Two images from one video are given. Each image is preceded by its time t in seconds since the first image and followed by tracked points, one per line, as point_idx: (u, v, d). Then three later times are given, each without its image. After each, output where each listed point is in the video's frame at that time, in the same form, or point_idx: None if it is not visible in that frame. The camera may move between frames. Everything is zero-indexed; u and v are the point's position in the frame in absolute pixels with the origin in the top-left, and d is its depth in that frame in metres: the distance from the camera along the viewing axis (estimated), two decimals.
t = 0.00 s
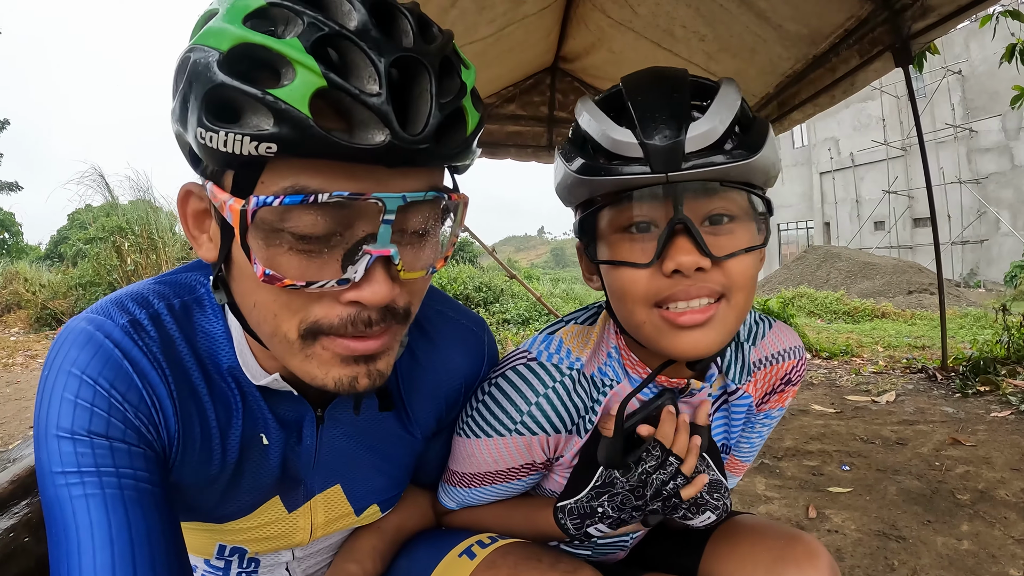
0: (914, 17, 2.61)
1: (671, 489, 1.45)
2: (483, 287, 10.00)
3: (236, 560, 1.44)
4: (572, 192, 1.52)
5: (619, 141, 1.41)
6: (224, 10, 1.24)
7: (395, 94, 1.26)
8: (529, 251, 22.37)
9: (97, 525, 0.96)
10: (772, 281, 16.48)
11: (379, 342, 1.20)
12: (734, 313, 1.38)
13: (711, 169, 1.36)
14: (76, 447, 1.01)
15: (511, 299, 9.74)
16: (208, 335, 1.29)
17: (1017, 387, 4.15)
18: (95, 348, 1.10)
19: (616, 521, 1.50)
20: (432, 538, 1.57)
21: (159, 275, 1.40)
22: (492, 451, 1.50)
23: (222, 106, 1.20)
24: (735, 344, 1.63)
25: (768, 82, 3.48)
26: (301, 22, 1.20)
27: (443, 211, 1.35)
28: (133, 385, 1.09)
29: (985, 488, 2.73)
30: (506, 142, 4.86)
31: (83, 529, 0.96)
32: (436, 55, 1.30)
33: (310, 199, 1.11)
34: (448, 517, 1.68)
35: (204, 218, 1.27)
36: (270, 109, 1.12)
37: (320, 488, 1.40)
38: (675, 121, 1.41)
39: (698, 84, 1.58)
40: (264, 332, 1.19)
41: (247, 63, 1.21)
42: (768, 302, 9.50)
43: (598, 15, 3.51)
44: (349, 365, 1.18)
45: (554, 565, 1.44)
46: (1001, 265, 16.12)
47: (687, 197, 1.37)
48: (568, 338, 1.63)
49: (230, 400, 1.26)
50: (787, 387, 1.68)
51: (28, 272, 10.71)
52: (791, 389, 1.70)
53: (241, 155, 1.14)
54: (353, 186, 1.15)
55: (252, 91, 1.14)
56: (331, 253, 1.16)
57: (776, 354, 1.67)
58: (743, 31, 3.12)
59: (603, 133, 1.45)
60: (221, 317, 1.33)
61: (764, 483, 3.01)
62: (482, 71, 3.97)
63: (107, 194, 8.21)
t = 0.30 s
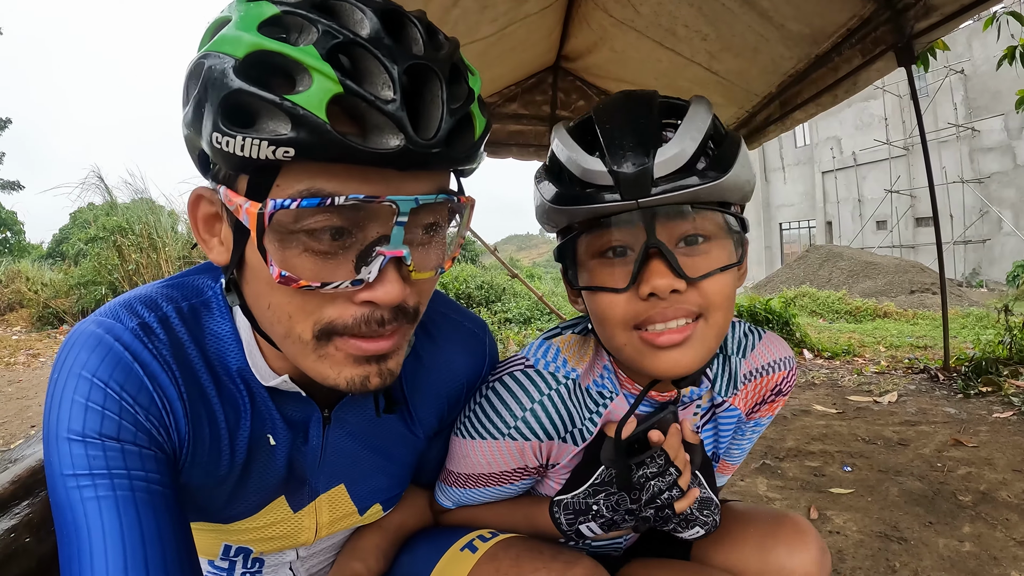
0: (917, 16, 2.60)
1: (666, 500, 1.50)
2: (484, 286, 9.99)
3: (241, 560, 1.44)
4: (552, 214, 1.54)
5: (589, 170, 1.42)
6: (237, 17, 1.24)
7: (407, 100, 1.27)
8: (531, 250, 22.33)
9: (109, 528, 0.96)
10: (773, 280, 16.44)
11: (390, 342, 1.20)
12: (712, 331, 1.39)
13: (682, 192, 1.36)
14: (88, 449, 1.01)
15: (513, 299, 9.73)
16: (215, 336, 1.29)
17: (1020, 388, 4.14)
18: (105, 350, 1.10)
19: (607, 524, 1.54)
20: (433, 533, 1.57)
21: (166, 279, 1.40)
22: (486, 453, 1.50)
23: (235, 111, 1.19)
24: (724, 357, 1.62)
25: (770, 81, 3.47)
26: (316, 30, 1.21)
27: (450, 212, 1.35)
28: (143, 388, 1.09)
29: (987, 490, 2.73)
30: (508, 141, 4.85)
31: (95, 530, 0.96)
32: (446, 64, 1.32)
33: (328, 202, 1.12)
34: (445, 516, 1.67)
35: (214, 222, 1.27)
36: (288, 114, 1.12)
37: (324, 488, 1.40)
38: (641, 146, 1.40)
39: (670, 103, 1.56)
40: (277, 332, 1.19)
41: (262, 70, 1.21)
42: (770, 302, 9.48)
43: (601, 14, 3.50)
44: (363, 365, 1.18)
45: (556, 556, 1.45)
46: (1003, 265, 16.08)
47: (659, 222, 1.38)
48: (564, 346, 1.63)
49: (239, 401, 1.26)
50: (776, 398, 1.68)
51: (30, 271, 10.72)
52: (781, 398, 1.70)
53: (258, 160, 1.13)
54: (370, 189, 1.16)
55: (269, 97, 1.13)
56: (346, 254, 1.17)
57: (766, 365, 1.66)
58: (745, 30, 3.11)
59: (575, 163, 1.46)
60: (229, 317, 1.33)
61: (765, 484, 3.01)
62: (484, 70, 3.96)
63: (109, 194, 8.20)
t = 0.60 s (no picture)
0: (921, 16, 2.57)
1: (674, 505, 1.49)
2: (486, 286, 9.96)
3: (238, 568, 1.43)
4: (573, 219, 1.51)
5: (632, 190, 1.39)
6: (228, 20, 1.22)
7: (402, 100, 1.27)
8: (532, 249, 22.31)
9: (98, 535, 0.95)
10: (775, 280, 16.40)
11: (390, 339, 1.19)
12: (723, 358, 1.41)
13: (718, 228, 1.37)
14: (77, 455, 0.99)
15: (515, 299, 9.71)
16: (209, 341, 1.28)
17: None
18: (96, 355, 1.08)
19: (614, 528, 1.51)
20: (433, 543, 1.55)
21: (161, 284, 1.39)
22: (494, 450, 1.48)
23: (230, 113, 1.16)
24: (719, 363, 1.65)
25: (773, 81, 3.44)
26: (312, 32, 1.20)
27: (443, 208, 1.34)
28: (134, 393, 1.08)
29: (992, 495, 2.72)
30: (509, 141, 4.83)
31: (83, 537, 0.94)
32: (439, 64, 1.33)
33: (330, 200, 1.10)
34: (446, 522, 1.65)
35: (206, 227, 1.25)
36: (289, 114, 1.10)
37: (322, 494, 1.39)
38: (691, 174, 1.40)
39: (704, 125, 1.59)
40: (276, 335, 1.17)
41: (256, 71, 1.19)
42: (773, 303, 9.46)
43: (602, 13, 3.48)
44: (363, 363, 1.16)
45: (557, 563, 1.44)
46: (1006, 265, 16.03)
47: (693, 249, 1.36)
48: (570, 344, 1.64)
49: (232, 406, 1.25)
50: (770, 401, 1.72)
51: (31, 271, 10.72)
52: (777, 401, 1.73)
53: (257, 161, 1.11)
54: (366, 186, 1.15)
55: (268, 97, 1.12)
56: (345, 253, 1.15)
57: (761, 370, 1.70)
58: (748, 29, 3.08)
59: (615, 179, 1.43)
60: (222, 322, 1.32)
61: (769, 488, 2.99)
62: (485, 69, 3.94)
63: (109, 194, 8.18)
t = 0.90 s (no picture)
0: (926, 18, 2.56)
1: (675, 503, 1.46)
2: (489, 287, 9.95)
3: None
4: (607, 226, 1.49)
5: (685, 203, 1.37)
6: (244, 31, 1.20)
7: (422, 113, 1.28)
8: (534, 250, 22.32)
9: (101, 551, 0.94)
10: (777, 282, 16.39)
11: (411, 347, 1.20)
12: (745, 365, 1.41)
13: (759, 243, 1.40)
14: (81, 469, 0.99)
15: (517, 300, 9.71)
16: (214, 355, 1.27)
17: None
18: (100, 369, 1.08)
19: (616, 528, 1.48)
20: (434, 552, 1.55)
21: (165, 297, 1.38)
22: (503, 456, 1.48)
23: (252, 124, 1.14)
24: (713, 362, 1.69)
25: (777, 83, 3.43)
26: (336, 44, 1.20)
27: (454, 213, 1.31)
28: (138, 407, 1.07)
29: (997, 501, 2.71)
30: (512, 143, 4.82)
31: (85, 553, 0.93)
32: (456, 77, 1.35)
33: (362, 211, 1.10)
34: (449, 532, 1.65)
35: (212, 243, 1.24)
36: (320, 124, 1.09)
37: (326, 507, 1.38)
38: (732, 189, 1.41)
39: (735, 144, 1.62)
40: (296, 349, 1.16)
41: (279, 83, 1.17)
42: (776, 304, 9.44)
43: (606, 14, 3.47)
44: (387, 372, 1.17)
45: (560, 570, 1.44)
46: (1009, 266, 15.98)
47: (732, 261, 1.38)
48: (576, 348, 1.64)
49: (236, 419, 1.24)
50: (764, 398, 1.76)
51: (34, 271, 10.74)
52: (769, 399, 1.76)
53: (286, 172, 1.09)
54: (391, 194, 1.15)
55: (298, 107, 1.10)
56: (369, 262, 1.15)
57: (754, 367, 1.74)
58: (753, 31, 3.07)
59: (667, 190, 1.41)
60: (227, 335, 1.31)
61: (773, 493, 2.98)
62: (488, 71, 3.93)
63: (111, 194, 8.18)
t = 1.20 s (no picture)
0: (927, 17, 2.56)
1: (673, 505, 1.46)
2: (489, 286, 9.94)
3: None
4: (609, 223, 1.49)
5: (699, 204, 1.37)
6: (253, 30, 1.20)
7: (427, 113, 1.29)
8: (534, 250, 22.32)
9: (103, 552, 0.94)
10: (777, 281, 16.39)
11: (412, 347, 1.20)
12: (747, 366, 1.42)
13: (769, 243, 1.41)
14: (82, 470, 0.99)
15: (518, 300, 9.71)
16: (216, 357, 1.27)
17: None
18: (101, 370, 1.08)
19: (615, 529, 1.48)
20: (435, 554, 1.55)
21: (166, 297, 1.38)
22: (501, 458, 1.48)
23: (260, 122, 1.15)
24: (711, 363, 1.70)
25: (778, 82, 3.43)
26: (343, 43, 1.20)
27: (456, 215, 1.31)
28: (140, 408, 1.08)
29: (998, 501, 2.71)
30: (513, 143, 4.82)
31: (87, 554, 0.94)
32: (461, 79, 1.36)
33: (368, 208, 1.10)
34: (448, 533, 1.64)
35: (219, 238, 1.24)
36: (329, 122, 1.10)
37: (326, 508, 1.38)
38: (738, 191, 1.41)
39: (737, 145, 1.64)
40: (300, 346, 1.16)
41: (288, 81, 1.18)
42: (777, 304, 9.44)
43: (606, 14, 3.47)
44: (388, 371, 1.16)
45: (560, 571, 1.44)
46: (1010, 265, 15.97)
47: (742, 261, 1.38)
48: (574, 349, 1.65)
49: (237, 420, 1.24)
50: (761, 398, 1.77)
51: (35, 271, 10.75)
52: (765, 399, 1.78)
53: (293, 169, 1.10)
54: (397, 193, 1.16)
55: (307, 105, 1.11)
56: (373, 261, 1.15)
57: (751, 367, 1.75)
58: (754, 31, 3.07)
59: (680, 189, 1.40)
60: (229, 336, 1.31)
61: (774, 493, 2.98)
62: (489, 70, 3.93)
63: (112, 194, 8.18)
